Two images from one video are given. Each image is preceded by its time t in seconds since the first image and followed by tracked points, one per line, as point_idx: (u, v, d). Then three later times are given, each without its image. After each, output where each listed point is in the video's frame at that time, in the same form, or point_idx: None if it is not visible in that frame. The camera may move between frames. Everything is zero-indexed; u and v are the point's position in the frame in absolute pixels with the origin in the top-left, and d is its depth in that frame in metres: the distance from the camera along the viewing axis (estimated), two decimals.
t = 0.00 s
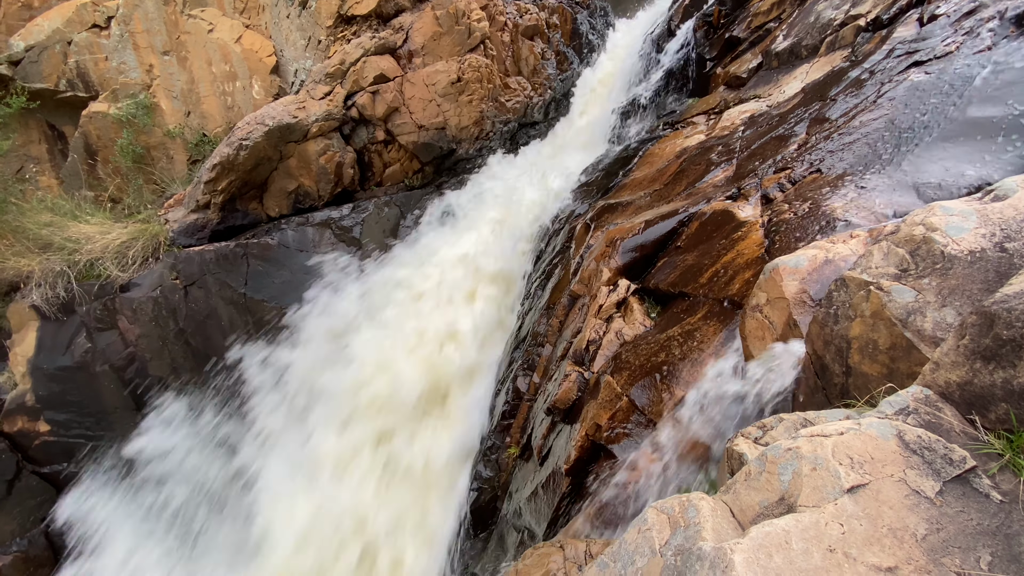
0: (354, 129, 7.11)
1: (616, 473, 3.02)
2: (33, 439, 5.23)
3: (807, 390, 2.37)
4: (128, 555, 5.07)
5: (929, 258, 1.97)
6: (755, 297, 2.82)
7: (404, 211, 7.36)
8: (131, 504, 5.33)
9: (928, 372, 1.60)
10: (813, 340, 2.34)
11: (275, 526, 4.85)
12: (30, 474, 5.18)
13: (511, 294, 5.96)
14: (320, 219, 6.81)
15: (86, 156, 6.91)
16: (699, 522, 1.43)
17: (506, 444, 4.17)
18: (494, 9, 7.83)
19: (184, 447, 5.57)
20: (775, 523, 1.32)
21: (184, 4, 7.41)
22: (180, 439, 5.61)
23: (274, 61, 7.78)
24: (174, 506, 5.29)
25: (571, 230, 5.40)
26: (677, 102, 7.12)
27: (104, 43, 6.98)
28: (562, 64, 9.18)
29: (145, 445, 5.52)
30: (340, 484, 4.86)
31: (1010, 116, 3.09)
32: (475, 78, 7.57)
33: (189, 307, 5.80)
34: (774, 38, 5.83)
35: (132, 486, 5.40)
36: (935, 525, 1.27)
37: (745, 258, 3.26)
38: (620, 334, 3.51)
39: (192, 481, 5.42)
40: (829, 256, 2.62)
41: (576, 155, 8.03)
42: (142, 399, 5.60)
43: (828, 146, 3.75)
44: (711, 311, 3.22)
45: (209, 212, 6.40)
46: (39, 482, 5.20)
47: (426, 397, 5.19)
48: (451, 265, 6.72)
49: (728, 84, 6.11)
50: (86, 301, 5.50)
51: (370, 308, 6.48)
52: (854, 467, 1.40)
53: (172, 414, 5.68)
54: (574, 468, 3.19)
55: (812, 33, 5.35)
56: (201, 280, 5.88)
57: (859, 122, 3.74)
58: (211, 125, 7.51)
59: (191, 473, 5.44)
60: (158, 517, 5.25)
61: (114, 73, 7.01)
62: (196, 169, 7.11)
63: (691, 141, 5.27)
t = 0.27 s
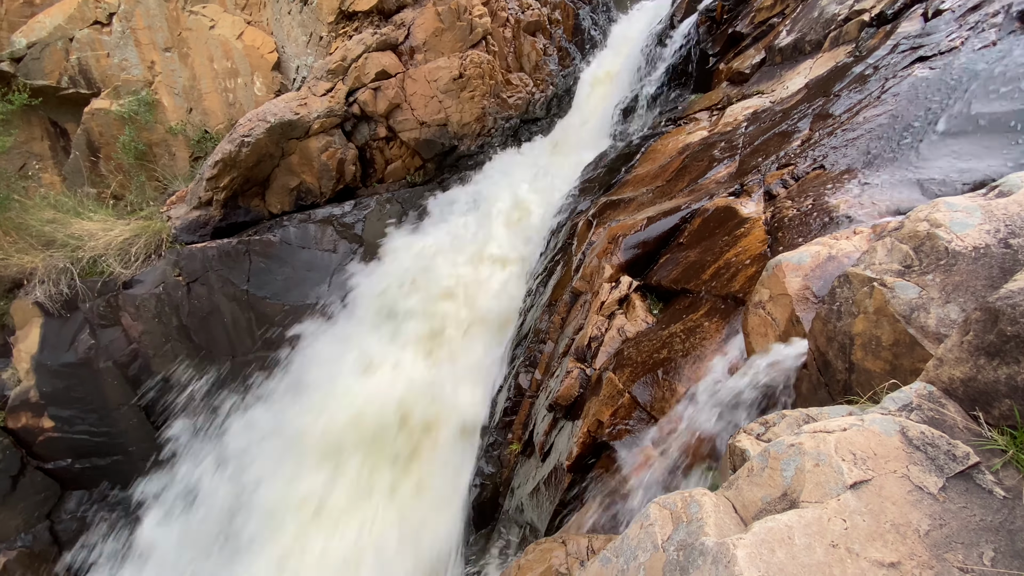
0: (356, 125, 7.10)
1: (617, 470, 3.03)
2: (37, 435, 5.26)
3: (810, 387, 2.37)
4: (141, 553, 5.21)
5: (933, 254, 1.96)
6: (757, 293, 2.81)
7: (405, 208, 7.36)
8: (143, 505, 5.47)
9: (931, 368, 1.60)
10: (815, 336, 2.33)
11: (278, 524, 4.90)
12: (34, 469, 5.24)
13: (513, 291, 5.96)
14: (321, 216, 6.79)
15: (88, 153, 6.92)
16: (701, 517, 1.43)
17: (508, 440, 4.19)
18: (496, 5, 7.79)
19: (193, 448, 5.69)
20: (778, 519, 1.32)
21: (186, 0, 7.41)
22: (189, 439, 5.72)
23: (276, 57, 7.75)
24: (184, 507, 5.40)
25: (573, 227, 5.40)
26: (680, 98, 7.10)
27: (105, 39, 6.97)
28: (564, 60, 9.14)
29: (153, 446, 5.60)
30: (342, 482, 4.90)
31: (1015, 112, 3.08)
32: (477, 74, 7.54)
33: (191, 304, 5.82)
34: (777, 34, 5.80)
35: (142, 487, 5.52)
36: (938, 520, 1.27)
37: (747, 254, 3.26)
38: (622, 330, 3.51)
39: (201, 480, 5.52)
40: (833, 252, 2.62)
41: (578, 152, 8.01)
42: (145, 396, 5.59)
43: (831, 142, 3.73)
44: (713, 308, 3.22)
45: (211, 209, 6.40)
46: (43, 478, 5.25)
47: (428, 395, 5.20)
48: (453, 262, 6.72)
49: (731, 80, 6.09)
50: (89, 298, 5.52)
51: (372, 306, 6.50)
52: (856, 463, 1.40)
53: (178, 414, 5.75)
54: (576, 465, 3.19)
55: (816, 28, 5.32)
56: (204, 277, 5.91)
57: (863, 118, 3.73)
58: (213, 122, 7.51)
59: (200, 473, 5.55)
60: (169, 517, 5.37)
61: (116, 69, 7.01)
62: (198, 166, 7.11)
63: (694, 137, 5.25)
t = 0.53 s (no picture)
0: (358, 121, 7.09)
1: (620, 464, 3.03)
2: (42, 431, 5.31)
3: (814, 382, 2.36)
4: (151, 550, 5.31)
5: (939, 249, 1.95)
6: (760, 289, 2.81)
7: (407, 204, 7.36)
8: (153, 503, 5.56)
9: (936, 363, 1.59)
10: (819, 331, 2.33)
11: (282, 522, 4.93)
12: (40, 464, 5.28)
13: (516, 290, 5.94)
14: (324, 211, 6.76)
15: (91, 149, 6.93)
16: (705, 511, 1.43)
17: (511, 436, 4.19)
18: None
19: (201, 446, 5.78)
20: (782, 513, 1.32)
21: None
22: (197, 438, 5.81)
23: (278, 53, 7.75)
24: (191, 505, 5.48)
25: (576, 222, 5.39)
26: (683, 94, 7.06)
27: (108, 35, 6.96)
28: (567, 55, 9.09)
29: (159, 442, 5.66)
30: (346, 481, 4.94)
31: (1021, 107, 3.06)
32: (479, 69, 7.52)
33: (195, 300, 5.84)
34: (782, 28, 5.76)
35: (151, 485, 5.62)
36: (943, 515, 1.27)
37: (751, 250, 3.25)
38: (624, 326, 3.50)
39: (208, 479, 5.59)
40: (837, 247, 2.60)
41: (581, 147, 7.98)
42: (149, 392, 5.64)
43: (835, 137, 3.71)
44: (717, 304, 3.21)
45: (213, 205, 6.41)
46: (48, 473, 5.29)
47: (429, 394, 5.21)
48: (456, 258, 6.72)
49: (735, 74, 6.05)
50: (93, 294, 5.54)
51: (375, 304, 6.52)
52: (861, 458, 1.40)
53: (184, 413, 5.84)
54: (578, 460, 3.20)
55: (821, 22, 5.28)
56: (207, 273, 5.92)
57: (868, 113, 3.71)
58: (215, 118, 7.50)
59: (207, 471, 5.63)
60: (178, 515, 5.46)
61: (119, 65, 7.01)
62: (201, 162, 7.11)
63: (697, 132, 5.23)
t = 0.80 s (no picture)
0: (360, 117, 7.08)
1: (622, 460, 3.03)
2: (47, 425, 5.33)
3: (817, 378, 2.36)
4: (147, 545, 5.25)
5: (944, 244, 1.94)
6: (764, 285, 2.79)
7: (410, 200, 7.35)
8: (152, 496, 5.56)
9: (941, 358, 1.59)
10: (823, 327, 2.32)
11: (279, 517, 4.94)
12: (44, 459, 5.32)
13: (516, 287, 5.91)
14: (326, 207, 6.75)
15: (93, 146, 6.96)
16: (708, 505, 1.43)
17: (512, 432, 4.20)
18: None
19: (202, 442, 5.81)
20: (785, 507, 1.32)
21: None
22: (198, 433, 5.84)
23: (279, 48, 7.73)
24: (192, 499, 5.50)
25: (578, 218, 5.38)
26: (686, 89, 7.03)
27: (109, 31, 6.96)
28: (569, 50, 9.03)
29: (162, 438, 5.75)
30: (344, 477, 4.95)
31: None
32: (481, 65, 7.49)
33: (197, 296, 5.85)
34: (786, 22, 5.72)
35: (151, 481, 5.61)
36: (947, 510, 1.26)
37: (754, 246, 3.24)
38: (627, 322, 3.50)
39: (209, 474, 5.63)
40: (841, 243, 2.59)
41: (583, 142, 7.93)
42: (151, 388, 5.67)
43: (840, 132, 3.69)
44: (720, 300, 3.20)
45: (216, 201, 6.41)
46: (53, 467, 5.34)
47: (430, 393, 5.24)
48: (458, 252, 6.67)
49: (738, 70, 6.02)
50: (97, 290, 5.56)
51: (375, 299, 6.50)
52: (865, 452, 1.40)
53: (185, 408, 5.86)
54: (580, 456, 3.21)
55: (825, 16, 5.24)
56: (210, 269, 5.91)
57: (872, 108, 3.68)
58: (217, 114, 7.50)
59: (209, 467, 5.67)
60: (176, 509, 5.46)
61: (121, 61, 7.01)
62: (203, 159, 7.12)
63: (700, 127, 5.21)
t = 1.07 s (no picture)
0: (363, 112, 7.07)
1: (625, 455, 3.05)
2: (53, 420, 5.38)
3: (821, 373, 2.35)
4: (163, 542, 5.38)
5: (950, 238, 1.93)
6: (768, 280, 2.79)
7: (412, 194, 7.34)
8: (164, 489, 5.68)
9: (947, 353, 1.58)
10: (827, 323, 2.31)
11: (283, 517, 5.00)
12: (51, 453, 5.37)
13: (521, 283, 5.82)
14: (329, 203, 6.81)
15: (97, 141, 6.95)
16: (712, 499, 1.43)
17: (515, 426, 4.21)
18: None
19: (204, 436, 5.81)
20: (789, 501, 1.32)
21: None
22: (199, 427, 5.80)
23: (282, 43, 7.80)
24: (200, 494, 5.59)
25: (581, 213, 5.36)
26: (691, 83, 6.99)
27: (112, 26, 6.96)
28: (573, 44, 8.96)
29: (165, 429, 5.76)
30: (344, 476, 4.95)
31: None
32: (484, 59, 7.45)
33: (202, 292, 5.86)
34: (792, 15, 5.68)
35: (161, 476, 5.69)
36: (952, 504, 1.26)
37: (758, 241, 3.23)
38: (630, 318, 3.49)
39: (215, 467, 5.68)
40: (846, 237, 2.58)
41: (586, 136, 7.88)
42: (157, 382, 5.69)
43: (845, 126, 3.67)
44: (724, 295, 3.19)
45: (219, 196, 6.42)
46: (59, 461, 5.39)
47: (431, 389, 5.18)
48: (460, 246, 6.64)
49: (743, 63, 5.98)
50: (102, 285, 5.59)
51: (372, 290, 6.44)
52: (869, 447, 1.40)
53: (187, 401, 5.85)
54: (583, 450, 3.22)
55: (831, 10, 5.20)
56: (214, 264, 5.93)
57: (878, 102, 3.65)
58: (220, 109, 7.50)
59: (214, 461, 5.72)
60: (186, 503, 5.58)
61: (124, 57, 7.01)
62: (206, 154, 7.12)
63: (704, 122, 5.18)
